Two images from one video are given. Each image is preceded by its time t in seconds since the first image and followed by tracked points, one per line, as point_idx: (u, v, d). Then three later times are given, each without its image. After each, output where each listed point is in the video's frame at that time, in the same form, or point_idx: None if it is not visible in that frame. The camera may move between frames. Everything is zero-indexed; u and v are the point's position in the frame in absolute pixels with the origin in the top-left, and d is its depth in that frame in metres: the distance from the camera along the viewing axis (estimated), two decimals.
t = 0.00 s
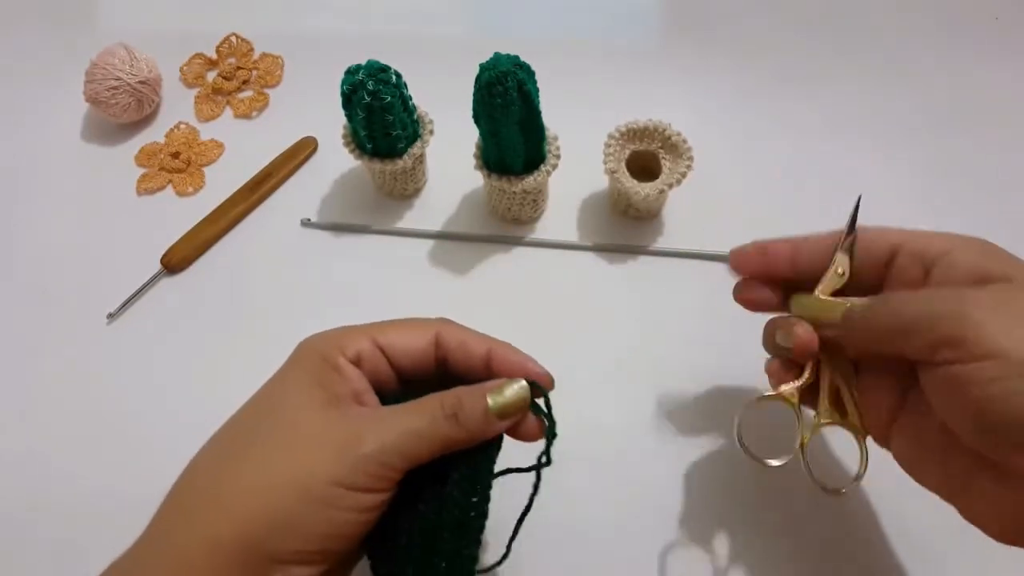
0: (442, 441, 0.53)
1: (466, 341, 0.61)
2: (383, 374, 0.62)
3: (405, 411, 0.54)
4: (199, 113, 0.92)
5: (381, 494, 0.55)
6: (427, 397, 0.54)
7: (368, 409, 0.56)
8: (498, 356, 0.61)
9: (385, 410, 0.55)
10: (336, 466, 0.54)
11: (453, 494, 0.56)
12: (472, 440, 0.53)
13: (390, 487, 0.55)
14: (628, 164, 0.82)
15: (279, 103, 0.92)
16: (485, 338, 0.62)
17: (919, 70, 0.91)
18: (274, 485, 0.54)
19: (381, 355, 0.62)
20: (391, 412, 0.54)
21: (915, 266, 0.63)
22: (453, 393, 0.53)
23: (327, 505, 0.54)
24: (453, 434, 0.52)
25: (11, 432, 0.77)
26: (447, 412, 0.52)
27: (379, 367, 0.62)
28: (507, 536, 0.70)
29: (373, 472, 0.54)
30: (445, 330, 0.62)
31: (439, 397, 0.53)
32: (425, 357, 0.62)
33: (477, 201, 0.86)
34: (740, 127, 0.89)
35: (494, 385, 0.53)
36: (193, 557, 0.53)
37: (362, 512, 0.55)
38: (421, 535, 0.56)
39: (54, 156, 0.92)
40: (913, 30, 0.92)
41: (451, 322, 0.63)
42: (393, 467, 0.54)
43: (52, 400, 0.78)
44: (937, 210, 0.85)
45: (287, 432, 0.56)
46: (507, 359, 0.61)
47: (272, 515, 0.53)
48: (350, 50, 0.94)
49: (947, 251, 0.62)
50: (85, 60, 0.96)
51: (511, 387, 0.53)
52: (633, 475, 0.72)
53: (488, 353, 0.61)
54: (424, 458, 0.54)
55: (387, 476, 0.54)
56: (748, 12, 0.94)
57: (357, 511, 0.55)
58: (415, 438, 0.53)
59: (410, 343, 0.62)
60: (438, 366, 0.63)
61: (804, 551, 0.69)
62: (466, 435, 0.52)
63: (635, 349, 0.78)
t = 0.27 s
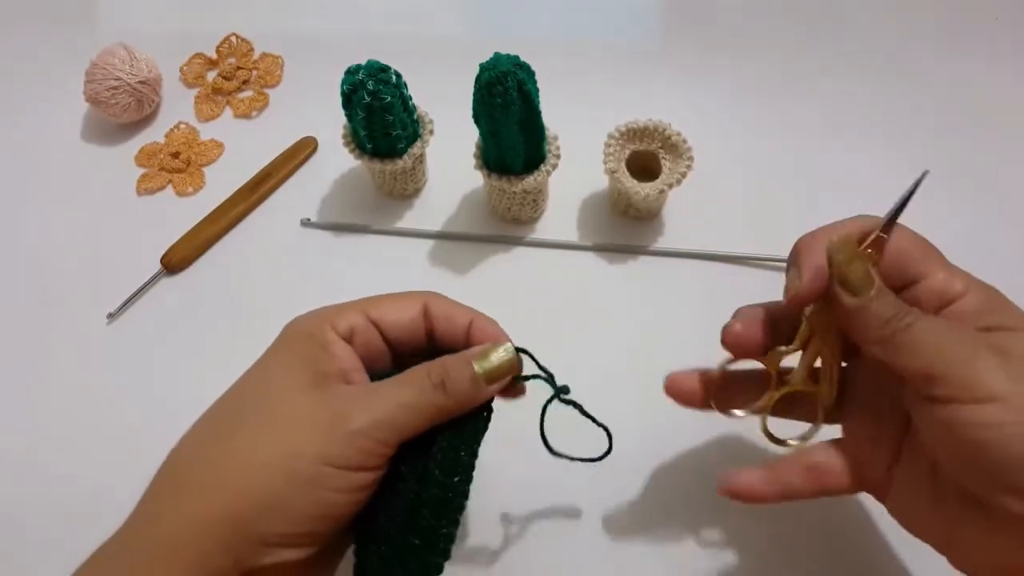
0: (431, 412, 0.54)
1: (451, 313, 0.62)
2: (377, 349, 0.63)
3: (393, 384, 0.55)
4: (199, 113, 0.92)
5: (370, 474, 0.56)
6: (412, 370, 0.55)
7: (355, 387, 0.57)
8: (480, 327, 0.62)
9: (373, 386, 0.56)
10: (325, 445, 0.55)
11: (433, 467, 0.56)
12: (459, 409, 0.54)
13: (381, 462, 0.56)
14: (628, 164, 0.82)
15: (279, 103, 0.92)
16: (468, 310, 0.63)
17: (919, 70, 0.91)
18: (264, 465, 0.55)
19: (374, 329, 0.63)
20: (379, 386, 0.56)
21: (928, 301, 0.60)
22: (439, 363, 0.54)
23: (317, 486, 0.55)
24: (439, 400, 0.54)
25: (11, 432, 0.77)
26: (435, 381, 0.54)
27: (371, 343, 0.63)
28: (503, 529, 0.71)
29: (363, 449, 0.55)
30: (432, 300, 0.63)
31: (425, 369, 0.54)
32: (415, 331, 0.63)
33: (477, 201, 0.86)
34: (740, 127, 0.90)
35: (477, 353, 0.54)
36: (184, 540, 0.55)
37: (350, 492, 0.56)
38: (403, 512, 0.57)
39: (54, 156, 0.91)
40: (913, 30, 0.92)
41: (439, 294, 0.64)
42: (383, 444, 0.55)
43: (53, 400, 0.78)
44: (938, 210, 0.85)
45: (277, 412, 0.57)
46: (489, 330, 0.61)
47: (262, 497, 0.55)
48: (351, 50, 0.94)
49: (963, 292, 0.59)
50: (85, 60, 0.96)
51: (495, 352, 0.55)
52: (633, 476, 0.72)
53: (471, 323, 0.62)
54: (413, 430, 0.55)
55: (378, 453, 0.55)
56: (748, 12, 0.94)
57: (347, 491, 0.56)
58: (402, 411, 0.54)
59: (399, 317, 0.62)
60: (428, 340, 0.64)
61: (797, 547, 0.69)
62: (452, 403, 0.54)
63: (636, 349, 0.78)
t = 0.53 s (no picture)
0: (435, 400, 0.54)
1: (446, 296, 0.64)
2: (377, 337, 0.64)
3: (395, 373, 0.55)
4: (198, 113, 0.92)
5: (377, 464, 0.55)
6: (413, 359, 0.55)
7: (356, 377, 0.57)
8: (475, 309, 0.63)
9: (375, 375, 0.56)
10: (331, 436, 0.54)
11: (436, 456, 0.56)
12: (463, 395, 0.55)
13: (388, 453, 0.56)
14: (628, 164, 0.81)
15: (278, 102, 0.92)
16: (464, 293, 0.64)
17: (921, 69, 0.91)
18: (268, 460, 0.54)
19: (373, 318, 0.63)
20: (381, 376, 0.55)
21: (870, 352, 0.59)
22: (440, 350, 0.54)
23: (323, 478, 0.54)
24: (444, 388, 0.54)
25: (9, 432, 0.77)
26: (436, 369, 0.54)
27: (371, 332, 0.64)
28: (502, 527, 0.70)
29: (370, 440, 0.54)
30: (426, 285, 0.64)
31: (426, 355, 0.55)
32: (411, 315, 0.64)
33: (477, 200, 0.86)
34: (740, 126, 0.89)
35: (476, 338, 0.55)
36: (190, 539, 0.53)
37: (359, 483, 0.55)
38: (406, 502, 0.56)
39: (53, 155, 0.91)
40: (915, 29, 0.92)
41: (433, 278, 0.65)
42: (389, 433, 0.54)
43: (50, 400, 0.78)
44: (940, 210, 0.84)
45: (278, 406, 0.56)
46: (484, 313, 0.63)
47: (269, 493, 0.54)
48: (350, 50, 0.94)
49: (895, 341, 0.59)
50: (83, 59, 0.96)
51: (494, 337, 0.55)
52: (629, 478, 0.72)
53: (467, 306, 0.64)
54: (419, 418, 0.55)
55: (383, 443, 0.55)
56: (749, 11, 0.93)
57: (355, 482, 0.55)
58: (407, 400, 0.54)
59: (396, 303, 0.63)
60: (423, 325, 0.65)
61: (792, 550, 0.69)
62: (456, 390, 0.54)
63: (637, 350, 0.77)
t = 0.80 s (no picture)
0: (458, 406, 0.55)
1: (449, 285, 0.64)
2: (381, 331, 0.64)
3: (417, 379, 0.55)
4: (198, 113, 0.92)
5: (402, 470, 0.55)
6: (433, 364, 0.55)
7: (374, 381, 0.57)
8: (479, 298, 0.64)
9: (396, 382, 0.55)
10: (360, 445, 0.54)
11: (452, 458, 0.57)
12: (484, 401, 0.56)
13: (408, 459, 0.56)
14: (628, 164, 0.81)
15: (278, 103, 0.92)
16: (467, 282, 0.65)
17: (920, 69, 0.91)
18: (294, 473, 0.53)
19: (377, 314, 0.63)
20: (403, 383, 0.55)
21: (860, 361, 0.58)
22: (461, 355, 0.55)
23: (353, 489, 0.53)
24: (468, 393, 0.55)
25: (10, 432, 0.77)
26: (461, 378, 0.55)
27: (375, 327, 0.64)
28: (502, 525, 0.70)
29: (397, 448, 0.54)
30: (429, 274, 0.65)
31: (448, 362, 0.55)
32: (415, 305, 0.65)
33: (477, 200, 0.86)
34: (740, 127, 0.89)
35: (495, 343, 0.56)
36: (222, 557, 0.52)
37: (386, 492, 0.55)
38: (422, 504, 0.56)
39: (53, 155, 0.91)
40: (914, 29, 0.92)
41: (433, 265, 0.66)
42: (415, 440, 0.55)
43: (51, 400, 0.78)
44: (939, 210, 0.84)
45: (299, 416, 0.55)
46: (488, 302, 0.64)
47: (301, 505, 0.53)
48: (350, 50, 0.94)
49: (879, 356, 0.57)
50: (83, 60, 0.96)
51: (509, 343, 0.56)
52: (629, 478, 0.72)
53: (471, 296, 0.64)
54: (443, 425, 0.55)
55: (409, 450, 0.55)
56: (749, 11, 0.93)
57: (382, 490, 0.55)
58: (433, 406, 0.54)
59: (399, 295, 0.64)
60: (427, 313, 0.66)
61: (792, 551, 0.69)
62: (479, 396, 0.55)
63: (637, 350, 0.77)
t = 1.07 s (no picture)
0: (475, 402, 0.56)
1: (451, 271, 0.64)
2: (383, 322, 0.63)
3: (434, 378, 0.55)
4: (198, 112, 0.92)
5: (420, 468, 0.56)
6: (446, 359, 0.56)
7: (387, 379, 0.56)
8: (482, 284, 0.64)
9: (410, 381, 0.55)
10: (381, 449, 0.53)
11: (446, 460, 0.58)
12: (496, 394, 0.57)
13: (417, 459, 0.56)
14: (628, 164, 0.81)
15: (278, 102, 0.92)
16: (468, 269, 0.65)
17: (920, 69, 0.91)
18: (315, 483, 0.52)
19: (380, 306, 0.63)
20: (420, 383, 0.55)
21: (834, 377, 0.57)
22: (472, 348, 0.56)
23: (376, 493, 0.53)
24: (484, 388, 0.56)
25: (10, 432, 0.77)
26: (478, 373, 0.55)
27: (378, 318, 0.63)
28: (501, 525, 0.70)
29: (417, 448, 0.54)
30: (428, 260, 0.65)
31: (462, 357, 0.56)
32: (414, 291, 0.64)
33: (477, 200, 0.86)
34: (740, 127, 0.89)
35: (498, 334, 0.58)
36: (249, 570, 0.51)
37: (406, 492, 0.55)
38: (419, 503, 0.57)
39: (53, 155, 0.91)
40: (914, 28, 0.92)
41: (430, 249, 0.66)
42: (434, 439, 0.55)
43: (51, 400, 0.78)
44: (939, 210, 0.84)
45: (314, 422, 0.54)
46: (491, 288, 0.64)
47: (322, 507, 0.52)
48: (350, 50, 0.94)
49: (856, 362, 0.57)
50: (83, 60, 0.96)
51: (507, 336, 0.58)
52: (627, 478, 0.71)
53: (474, 282, 0.65)
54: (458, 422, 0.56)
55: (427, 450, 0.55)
56: (749, 11, 0.93)
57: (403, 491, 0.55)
58: (453, 405, 0.55)
59: (399, 283, 0.63)
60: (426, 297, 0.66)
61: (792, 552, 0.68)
62: (494, 389, 0.56)
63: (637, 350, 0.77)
